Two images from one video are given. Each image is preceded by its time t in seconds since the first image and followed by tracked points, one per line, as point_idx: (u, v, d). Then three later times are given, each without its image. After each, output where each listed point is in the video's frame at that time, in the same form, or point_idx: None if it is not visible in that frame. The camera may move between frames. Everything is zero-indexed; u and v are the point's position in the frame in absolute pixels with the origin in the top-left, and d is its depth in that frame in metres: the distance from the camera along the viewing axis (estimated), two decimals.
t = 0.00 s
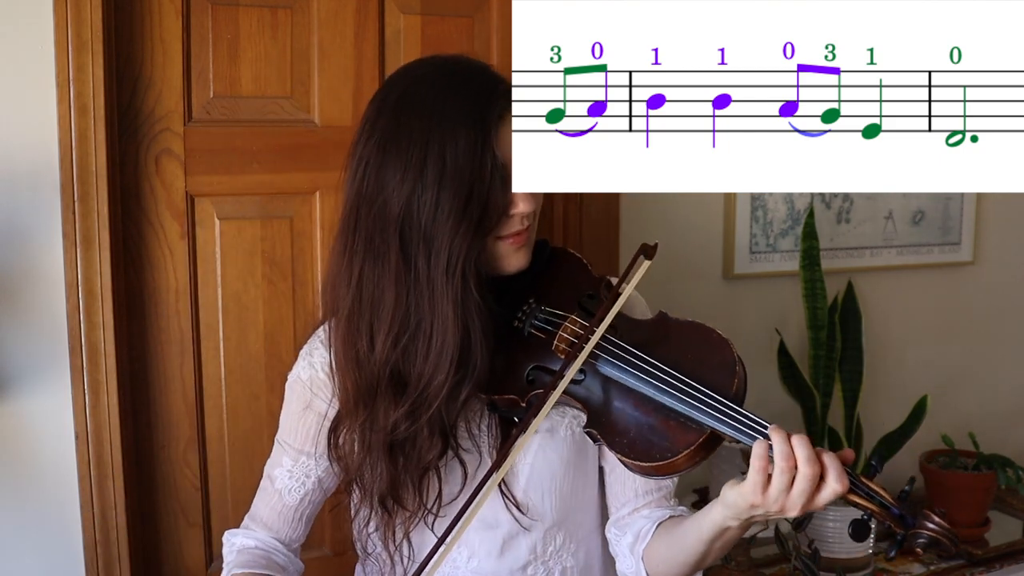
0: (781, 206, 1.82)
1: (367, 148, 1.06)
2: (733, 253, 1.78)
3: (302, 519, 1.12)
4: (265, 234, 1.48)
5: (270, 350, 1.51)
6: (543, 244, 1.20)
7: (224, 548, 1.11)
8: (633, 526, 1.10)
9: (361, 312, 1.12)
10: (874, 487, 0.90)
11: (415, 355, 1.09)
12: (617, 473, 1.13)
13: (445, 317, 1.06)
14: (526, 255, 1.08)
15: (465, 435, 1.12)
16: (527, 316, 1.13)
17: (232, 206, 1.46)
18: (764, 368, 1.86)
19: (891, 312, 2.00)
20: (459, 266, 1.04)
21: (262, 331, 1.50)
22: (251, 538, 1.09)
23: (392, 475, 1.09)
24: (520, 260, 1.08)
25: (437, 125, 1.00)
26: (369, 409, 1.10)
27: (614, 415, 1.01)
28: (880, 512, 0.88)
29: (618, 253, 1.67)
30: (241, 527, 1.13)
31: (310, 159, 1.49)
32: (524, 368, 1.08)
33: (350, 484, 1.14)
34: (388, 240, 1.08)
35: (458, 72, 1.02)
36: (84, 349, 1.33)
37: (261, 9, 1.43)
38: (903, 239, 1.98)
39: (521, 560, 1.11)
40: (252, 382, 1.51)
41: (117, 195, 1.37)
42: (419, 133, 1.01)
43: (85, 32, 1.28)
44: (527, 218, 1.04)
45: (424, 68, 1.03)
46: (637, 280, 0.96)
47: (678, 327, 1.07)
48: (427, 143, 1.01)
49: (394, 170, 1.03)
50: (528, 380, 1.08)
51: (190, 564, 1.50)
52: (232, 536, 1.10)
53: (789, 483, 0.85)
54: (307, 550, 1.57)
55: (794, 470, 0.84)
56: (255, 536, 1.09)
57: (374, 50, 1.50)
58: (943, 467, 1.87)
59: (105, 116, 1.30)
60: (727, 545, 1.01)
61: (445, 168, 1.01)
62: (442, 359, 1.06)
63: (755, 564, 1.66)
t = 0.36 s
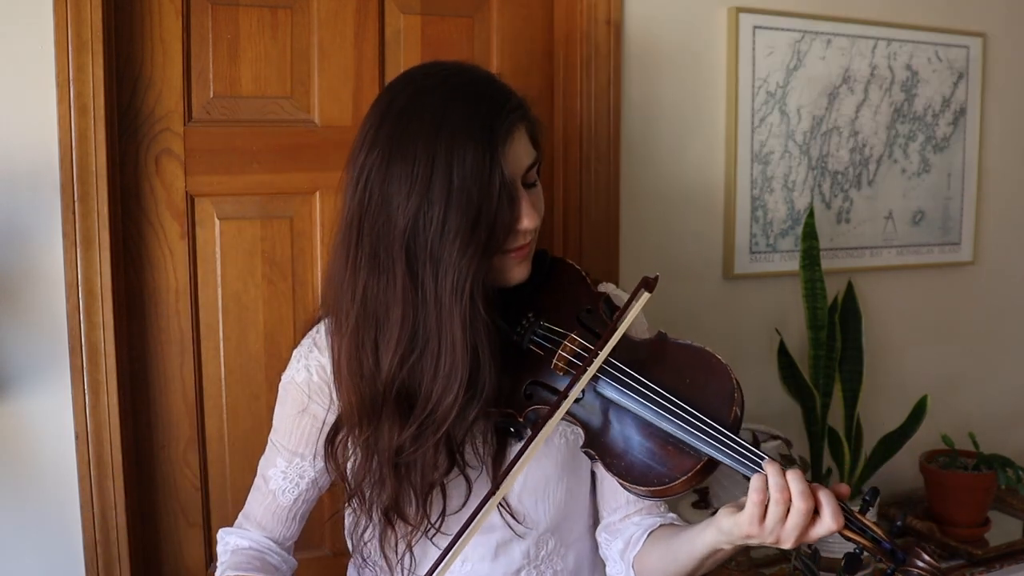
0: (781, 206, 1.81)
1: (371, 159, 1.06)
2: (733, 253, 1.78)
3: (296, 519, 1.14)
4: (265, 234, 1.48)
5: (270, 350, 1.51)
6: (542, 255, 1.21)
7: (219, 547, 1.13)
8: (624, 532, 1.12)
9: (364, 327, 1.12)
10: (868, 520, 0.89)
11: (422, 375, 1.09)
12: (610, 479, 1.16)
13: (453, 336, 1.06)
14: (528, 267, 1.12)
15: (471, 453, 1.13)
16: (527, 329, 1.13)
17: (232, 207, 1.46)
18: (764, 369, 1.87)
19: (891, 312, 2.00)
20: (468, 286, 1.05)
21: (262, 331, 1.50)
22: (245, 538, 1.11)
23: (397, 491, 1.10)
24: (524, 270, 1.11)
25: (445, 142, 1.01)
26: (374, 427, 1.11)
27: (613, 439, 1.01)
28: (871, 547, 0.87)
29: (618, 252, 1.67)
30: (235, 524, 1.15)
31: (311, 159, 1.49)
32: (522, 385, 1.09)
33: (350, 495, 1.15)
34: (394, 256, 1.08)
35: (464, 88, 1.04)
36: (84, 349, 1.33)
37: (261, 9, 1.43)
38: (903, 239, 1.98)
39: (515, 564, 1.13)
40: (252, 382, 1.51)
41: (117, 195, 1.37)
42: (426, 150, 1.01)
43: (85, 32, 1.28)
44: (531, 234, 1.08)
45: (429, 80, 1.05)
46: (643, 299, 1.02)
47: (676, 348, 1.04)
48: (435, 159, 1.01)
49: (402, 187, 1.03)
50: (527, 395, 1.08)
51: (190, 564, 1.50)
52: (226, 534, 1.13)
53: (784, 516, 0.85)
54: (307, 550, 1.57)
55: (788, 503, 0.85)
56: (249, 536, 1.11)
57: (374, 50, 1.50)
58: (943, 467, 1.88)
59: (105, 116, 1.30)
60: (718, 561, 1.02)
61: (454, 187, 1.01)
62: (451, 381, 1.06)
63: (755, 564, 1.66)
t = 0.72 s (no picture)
0: (781, 206, 1.81)
1: (355, 167, 1.05)
2: (733, 253, 1.78)
3: (272, 522, 1.16)
4: (265, 234, 1.48)
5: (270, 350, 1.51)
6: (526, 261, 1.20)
7: (193, 551, 1.14)
8: (603, 536, 1.12)
9: (349, 338, 1.11)
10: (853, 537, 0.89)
11: (408, 389, 1.09)
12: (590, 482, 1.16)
13: (441, 351, 1.05)
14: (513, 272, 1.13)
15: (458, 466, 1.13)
16: (511, 337, 1.12)
17: (232, 206, 1.46)
18: (764, 369, 1.87)
19: (891, 312, 2.00)
20: (454, 299, 1.05)
21: (262, 331, 1.51)
22: (220, 544, 1.12)
23: (382, 506, 1.10)
24: (509, 277, 1.13)
25: (431, 151, 1.00)
26: (360, 439, 1.10)
27: (598, 450, 1.01)
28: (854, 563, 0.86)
29: (619, 251, 1.67)
30: (209, 529, 1.16)
31: (310, 159, 1.49)
32: (506, 393, 1.10)
33: (334, 507, 1.15)
34: (380, 267, 1.07)
35: (450, 93, 1.02)
36: (84, 349, 1.33)
37: (261, 9, 1.43)
38: (903, 239, 1.98)
39: (495, 569, 1.13)
40: (253, 382, 1.51)
41: (117, 195, 1.37)
42: (412, 158, 1.01)
43: (85, 32, 1.28)
44: (516, 242, 1.08)
45: (416, 81, 1.04)
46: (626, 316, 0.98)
47: (660, 360, 1.04)
48: (422, 169, 1.01)
49: (388, 196, 1.03)
50: (511, 404, 1.09)
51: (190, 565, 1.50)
52: (200, 540, 1.13)
53: (767, 529, 0.85)
54: (306, 550, 1.57)
55: (771, 516, 0.85)
56: (224, 541, 1.12)
57: (374, 50, 1.50)
58: (943, 467, 1.88)
59: (105, 116, 1.30)
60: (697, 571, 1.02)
61: (441, 197, 1.01)
62: (438, 398, 1.06)
63: (755, 564, 1.66)
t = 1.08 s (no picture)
0: (781, 206, 1.82)
1: (324, 161, 1.00)
2: (733, 253, 1.78)
3: (233, 532, 1.07)
4: (265, 234, 1.48)
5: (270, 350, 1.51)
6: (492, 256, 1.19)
7: (145, 568, 1.04)
8: (571, 535, 1.11)
9: (315, 339, 1.06)
10: (834, 514, 0.87)
11: (380, 392, 1.04)
12: (558, 481, 1.14)
13: (414, 351, 1.01)
14: (479, 270, 1.10)
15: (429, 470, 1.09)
16: (481, 332, 1.10)
17: (232, 206, 1.46)
18: (764, 368, 1.87)
19: (891, 312, 2.00)
20: (428, 298, 1.01)
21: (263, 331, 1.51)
22: (180, 554, 1.03)
23: (352, 512, 1.05)
24: (476, 273, 1.10)
25: (402, 146, 0.97)
26: (327, 444, 1.05)
27: (572, 438, 0.97)
28: (838, 539, 0.85)
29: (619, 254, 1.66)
30: (162, 543, 1.07)
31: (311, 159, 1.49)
32: (479, 387, 1.07)
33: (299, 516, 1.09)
34: (349, 264, 1.02)
35: (415, 90, 0.99)
36: (84, 349, 1.33)
37: (261, 9, 1.43)
38: (903, 238, 1.98)
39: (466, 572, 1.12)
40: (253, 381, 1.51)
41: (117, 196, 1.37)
42: (382, 153, 0.97)
43: (85, 32, 1.28)
44: (485, 239, 1.06)
45: (383, 76, 1.00)
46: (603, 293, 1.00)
47: (631, 349, 1.04)
48: (393, 164, 0.97)
49: (357, 192, 0.99)
50: (483, 398, 1.07)
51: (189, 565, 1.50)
52: (156, 554, 1.04)
53: (754, 509, 0.83)
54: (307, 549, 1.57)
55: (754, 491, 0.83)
56: (184, 552, 1.03)
57: (374, 50, 1.50)
58: (943, 467, 1.88)
59: (105, 115, 1.30)
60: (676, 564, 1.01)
61: (412, 192, 0.97)
62: (412, 399, 1.01)
63: (754, 563, 1.66)
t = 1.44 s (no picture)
0: (781, 206, 1.82)
1: (278, 167, 1.02)
2: (733, 253, 1.78)
3: (215, 544, 1.07)
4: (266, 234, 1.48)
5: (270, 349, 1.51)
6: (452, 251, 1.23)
7: None
8: (540, 531, 1.15)
9: (272, 345, 1.07)
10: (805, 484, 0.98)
11: (337, 397, 1.07)
12: (523, 478, 1.18)
13: (372, 354, 1.04)
14: (440, 269, 1.14)
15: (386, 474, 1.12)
16: (444, 324, 1.14)
17: (233, 206, 1.46)
18: (764, 368, 1.87)
19: (890, 311, 2.00)
20: (385, 301, 1.04)
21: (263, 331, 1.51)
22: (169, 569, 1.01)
23: (308, 520, 1.06)
24: (437, 272, 1.14)
25: (357, 152, 0.99)
26: (283, 451, 1.06)
27: (545, 424, 1.00)
28: (810, 508, 0.96)
29: (620, 252, 1.67)
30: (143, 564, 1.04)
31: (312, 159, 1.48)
32: (445, 377, 1.10)
33: (255, 525, 1.10)
34: (305, 270, 1.04)
35: (373, 94, 1.02)
36: (84, 349, 1.33)
37: (261, 9, 1.43)
38: (902, 238, 1.98)
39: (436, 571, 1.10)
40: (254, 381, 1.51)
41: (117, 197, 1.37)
42: (337, 160, 1.00)
43: (85, 32, 1.28)
44: (441, 239, 1.10)
45: (333, 80, 1.02)
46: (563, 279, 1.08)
47: (592, 333, 1.09)
48: (348, 170, 1.00)
49: (313, 198, 1.01)
50: (448, 389, 1.10)
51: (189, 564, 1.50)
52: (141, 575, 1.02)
53: (734, 489, 0.90)
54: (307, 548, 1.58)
55: (738, 473, 0.90)
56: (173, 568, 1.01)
57: (374, 50, 1.50)
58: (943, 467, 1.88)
59: (105, 115, 1.30)
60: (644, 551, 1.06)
61: (368, 198, 1.00)
62: (371, 403, 1.05)
63: (754, 563, 1.65)
